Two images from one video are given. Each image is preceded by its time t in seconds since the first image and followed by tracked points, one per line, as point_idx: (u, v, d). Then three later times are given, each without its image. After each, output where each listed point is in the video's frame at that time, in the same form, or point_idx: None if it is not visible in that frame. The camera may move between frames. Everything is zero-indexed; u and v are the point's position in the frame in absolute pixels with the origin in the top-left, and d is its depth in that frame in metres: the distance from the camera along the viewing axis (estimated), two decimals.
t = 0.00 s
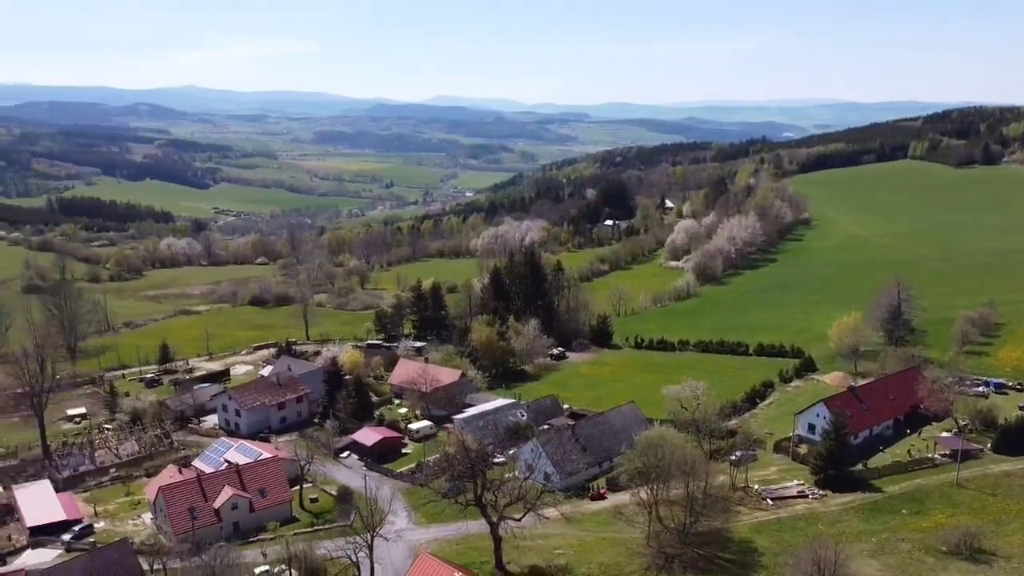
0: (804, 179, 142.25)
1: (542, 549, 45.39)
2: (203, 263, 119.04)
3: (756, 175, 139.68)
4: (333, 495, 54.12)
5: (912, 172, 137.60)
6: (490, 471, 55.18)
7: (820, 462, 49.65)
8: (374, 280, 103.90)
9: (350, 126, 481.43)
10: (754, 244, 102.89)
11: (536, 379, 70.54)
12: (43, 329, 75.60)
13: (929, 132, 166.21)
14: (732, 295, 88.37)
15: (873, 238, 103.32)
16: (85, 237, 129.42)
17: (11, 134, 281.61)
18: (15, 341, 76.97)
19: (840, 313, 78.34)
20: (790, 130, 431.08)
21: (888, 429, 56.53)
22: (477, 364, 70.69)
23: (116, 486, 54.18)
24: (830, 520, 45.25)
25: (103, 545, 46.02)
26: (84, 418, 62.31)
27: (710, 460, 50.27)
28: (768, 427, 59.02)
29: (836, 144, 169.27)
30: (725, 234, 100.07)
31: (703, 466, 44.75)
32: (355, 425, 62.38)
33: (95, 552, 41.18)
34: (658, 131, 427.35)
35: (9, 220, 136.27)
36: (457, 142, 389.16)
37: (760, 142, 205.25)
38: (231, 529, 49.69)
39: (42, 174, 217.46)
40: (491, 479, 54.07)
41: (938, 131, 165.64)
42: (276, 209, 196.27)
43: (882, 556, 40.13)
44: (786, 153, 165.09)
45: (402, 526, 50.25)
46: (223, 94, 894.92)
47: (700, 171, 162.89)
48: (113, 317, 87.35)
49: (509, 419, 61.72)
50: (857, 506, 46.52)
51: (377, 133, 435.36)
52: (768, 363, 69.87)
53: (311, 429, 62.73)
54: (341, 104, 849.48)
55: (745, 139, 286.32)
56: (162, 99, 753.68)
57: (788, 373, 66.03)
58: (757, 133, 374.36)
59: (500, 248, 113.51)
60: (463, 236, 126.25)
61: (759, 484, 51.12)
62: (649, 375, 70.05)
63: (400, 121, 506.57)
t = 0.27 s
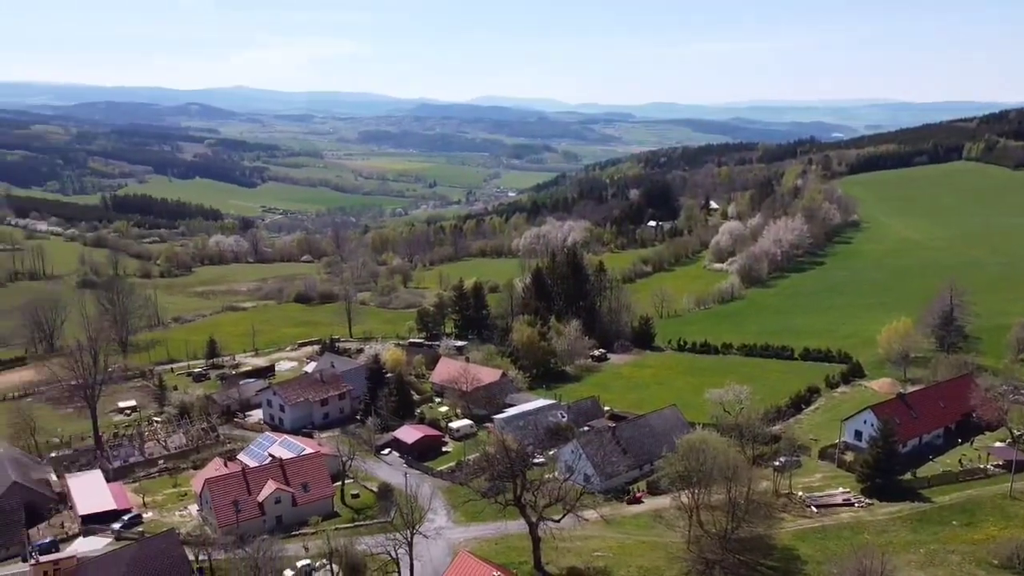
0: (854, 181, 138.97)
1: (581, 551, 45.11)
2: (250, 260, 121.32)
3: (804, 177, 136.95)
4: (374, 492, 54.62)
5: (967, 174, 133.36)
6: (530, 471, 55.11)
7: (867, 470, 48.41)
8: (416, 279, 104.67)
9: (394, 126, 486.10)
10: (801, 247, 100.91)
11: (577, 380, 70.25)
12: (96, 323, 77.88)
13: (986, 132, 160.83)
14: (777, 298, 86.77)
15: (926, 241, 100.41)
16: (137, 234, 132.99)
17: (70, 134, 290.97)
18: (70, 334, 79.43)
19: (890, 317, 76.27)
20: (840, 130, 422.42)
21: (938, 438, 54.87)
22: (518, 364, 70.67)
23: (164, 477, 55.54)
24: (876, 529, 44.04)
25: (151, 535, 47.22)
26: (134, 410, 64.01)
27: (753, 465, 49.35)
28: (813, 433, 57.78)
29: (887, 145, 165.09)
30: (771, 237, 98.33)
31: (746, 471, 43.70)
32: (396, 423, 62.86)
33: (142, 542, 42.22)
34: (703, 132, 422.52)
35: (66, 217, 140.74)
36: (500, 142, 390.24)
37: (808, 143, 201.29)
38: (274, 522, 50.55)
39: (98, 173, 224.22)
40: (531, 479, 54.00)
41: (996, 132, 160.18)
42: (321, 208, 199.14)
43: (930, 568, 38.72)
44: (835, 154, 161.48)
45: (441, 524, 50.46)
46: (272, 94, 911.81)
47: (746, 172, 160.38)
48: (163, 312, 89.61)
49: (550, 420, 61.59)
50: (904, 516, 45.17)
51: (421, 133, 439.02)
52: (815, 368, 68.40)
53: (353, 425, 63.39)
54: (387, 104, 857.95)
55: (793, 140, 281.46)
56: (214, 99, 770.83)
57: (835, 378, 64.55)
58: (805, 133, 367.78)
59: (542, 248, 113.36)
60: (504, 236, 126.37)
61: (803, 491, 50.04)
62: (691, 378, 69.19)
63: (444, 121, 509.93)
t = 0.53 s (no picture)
0: (906, 182, 135.31)
1: (621, 554, 44.70)
2: (295, 258, 123.25)
3: (853, 178, 133.89)
4: (413, 489, 54.93)
5: None
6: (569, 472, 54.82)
7: (915, 479, 47.00)
8: (458, 278, 105.11)
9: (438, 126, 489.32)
10: (850, 250, 98.59)
11: (618, 382, 69.73)
12: (147, 318, 79.92)
13: None
14: (824, 302, 84.93)
15: (981, 245, 97.21)
16: (187, 231, 136.17)
17: (125, 133, 299.58)
18: (122, 328, 81.64)
19: (942, 323, 74.02)
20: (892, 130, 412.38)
21: (991, 448, 53.03)
22: (558, 365, 70.41)
23: (210, 470, 56.71)
24: (924, 540, 42.67)
25: (196, 526, 48.23)
26: (182, 404, 65.47)
27: (797, 471, 48.29)
28: (859, 440, 56.36)
29: (942, 145, 160.36)
30: (819, 239, 96.29)
31: (790, 478, 42.73)
32: (437, 421, 63.15)
33: (187, 533, 43.09)
34: (750, 132, 416.36)
35: (120, 214, 144.86)
36: (543, 142, 390.02)
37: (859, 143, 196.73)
38: (315, 517, 51.22)
39: (151, 172, 230.37)
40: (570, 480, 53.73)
41: None
42: (365, 207, 201.42)
43: None
44: (887, 155, 157.40)
45: (480, 523, 50.51)
46: (318, 94, 925.94)
47: (794, 173, 157.43)
48: (211, 308, 91.60)
49: (590, 421, 61.26)
50: (954, 527, 43.70)
51: (465, 133, 441.18)
52: (863, 373, 66.73)
53: (394, 422, 63.87)
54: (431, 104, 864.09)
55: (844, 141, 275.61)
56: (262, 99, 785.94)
57: (883, 384, 62.89)
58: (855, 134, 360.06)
59: (584, 249, 112.91)
60: (547, 236, 126.14)
61: (848, 499, 48.80)
62: (734, 382, 68.12)
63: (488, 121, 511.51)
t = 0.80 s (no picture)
0: (953, 184, 132.00)
1: (655, 557, 44.29)
2: (333, 256, 124.58)
3: (897, 180, 131.12)
4: (448, 488, 55.07)
5: None
6: (604, 474, 54.50)
7: (959, 488, 45.75)
8: (494, 278, 105.23)
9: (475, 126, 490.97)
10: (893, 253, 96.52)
11: (654, 385, 69.18)
12: (189, 315, 81.39)
13: None
14: (866, 306, 83.28)
15: None
16: (229, 229, 138.50)
17: (169, 132, 306.20)
18: (165, 324, 83.27)
19: (989, 329, 72.09)
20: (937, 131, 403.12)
21: None
22: (593, 366, 70.02)
23: (248, 465, 57.51)
24: (967, 551, 41.56)
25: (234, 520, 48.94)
26: (222, 399, 66.51)
27: (835, 478, 47.36)
28: (901, 447, 55.15)
29: (991, 147, 156.16)
30: (861, 242, 94.42)
31: (828, 485, 41.91)
32: (471, 420, 63.25)
33: (226, 526, 43.88)
34: (789, 133, 410.49)
35: (164, 211, 147.92)
36: (579, 142, 389.05)
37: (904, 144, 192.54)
38: (350, 513, 51.63)
39: (194, 170, 235.08)
40: (605, 482, 53.42)
41: None
42: (402, 206, 202.88)
43: None
44: (933, 157, 153.87)
45: (514, 523, 50.44)
46: (356, 95, 935.45)
47: (835, 175, 154.72)
48: (251, 305, 93.00)
49: (625, 423, 60.90)
50: (999, 538, 42.47)
51: (501, 133, 442.02)
52: (905, 379, 65.32)
53: (429, 421, 64.13)
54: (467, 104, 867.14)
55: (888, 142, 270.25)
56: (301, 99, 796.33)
57: (926, 391, 61.51)
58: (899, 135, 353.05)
59: (621, 250, 112.33)
60: (583, 237, 125.71)
61: (889, 508, 47.73)
62: (772, 386, 67.13)
63: (524, 121, 511.79)
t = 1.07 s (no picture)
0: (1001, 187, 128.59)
1: (689, 562, 43.83)
2: (371, 255, 125.65)
3: (943, 182, 128.17)
4: (482, 487, 55.14)
5: None
6: (638, 477, 54.10)
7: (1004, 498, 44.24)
8: (530, 278, 105.18)
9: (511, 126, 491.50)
10: (938, 257, 94.36)
11: (691, 387, 68.55)
12: (229, 312, 82.72)
13: None
14: (909, 310, 81.58)
15: None
16: (269, 227, 140.52)
17: (212, 132, 312.02)
18: (206, 320, 84.72)
19: None
20: (984, 132, 393.12)
21: None
22: (629, 368, 69.60)
23: (285, 460, 58.22)
24: (1014, 563, 40.38)
25: (271, 515, 49.59)
26: (260, 395, 67.42)
27: (876, 485, 46.37)
28: (944, 455, 53.87)
29: None
30: (904, 245, 92.48)
31: (869, 492, 41.05)
32: (506, 420, 63.28)
33: (264, 521, 44.64)
34: (829, 134, 403.79)
35: (206, 209, 150.61)
36: (616, 142, 387.37)
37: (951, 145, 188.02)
38: (385, 510, 51.95)
39: (235, 169, 239.20)
40: (639, 485, 53.05)
41: None
42: (439, 206, 203.97)
43: None
44: (981, 158, 150.10)
45: (547, 524, 50.30)
46: (392, 95, 942.82)
47: (879, 176, 151.76)
48: (289, 302, 94.20)
49: (660, 426, 60.43)
50: None
51: (539, 133, 442.33)
52: (949, 386, 63.84)
53: (464, 420, 64.28)
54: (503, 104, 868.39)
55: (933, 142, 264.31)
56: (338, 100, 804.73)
57: (971, 398, 60.07)
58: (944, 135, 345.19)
59: (658, 250, 111.52)
60: (620, 237, 125.09)
61: (931, 517, 46.57)
62: (810, 391, 66.05)
63: (560, 121, 511.13)
